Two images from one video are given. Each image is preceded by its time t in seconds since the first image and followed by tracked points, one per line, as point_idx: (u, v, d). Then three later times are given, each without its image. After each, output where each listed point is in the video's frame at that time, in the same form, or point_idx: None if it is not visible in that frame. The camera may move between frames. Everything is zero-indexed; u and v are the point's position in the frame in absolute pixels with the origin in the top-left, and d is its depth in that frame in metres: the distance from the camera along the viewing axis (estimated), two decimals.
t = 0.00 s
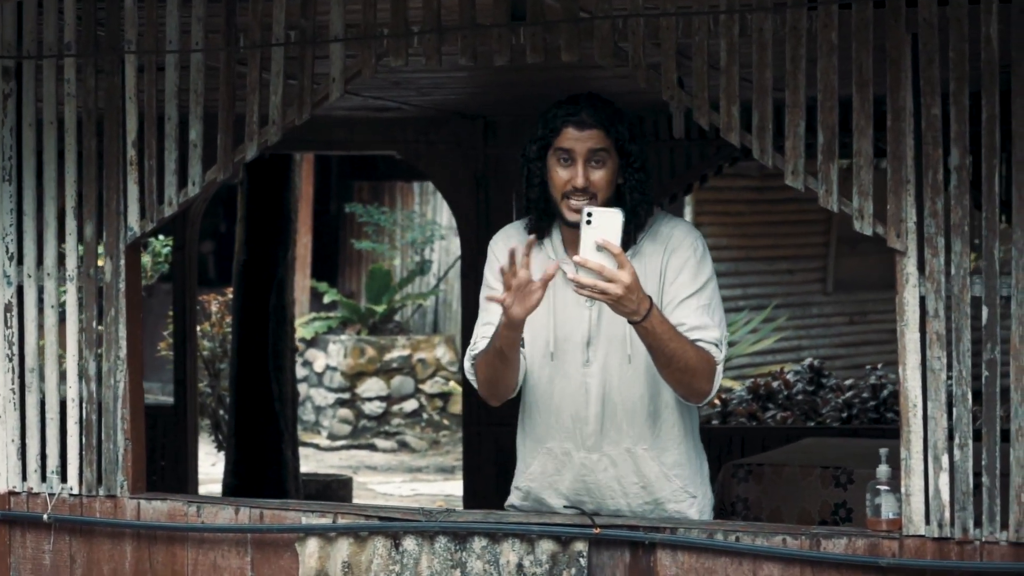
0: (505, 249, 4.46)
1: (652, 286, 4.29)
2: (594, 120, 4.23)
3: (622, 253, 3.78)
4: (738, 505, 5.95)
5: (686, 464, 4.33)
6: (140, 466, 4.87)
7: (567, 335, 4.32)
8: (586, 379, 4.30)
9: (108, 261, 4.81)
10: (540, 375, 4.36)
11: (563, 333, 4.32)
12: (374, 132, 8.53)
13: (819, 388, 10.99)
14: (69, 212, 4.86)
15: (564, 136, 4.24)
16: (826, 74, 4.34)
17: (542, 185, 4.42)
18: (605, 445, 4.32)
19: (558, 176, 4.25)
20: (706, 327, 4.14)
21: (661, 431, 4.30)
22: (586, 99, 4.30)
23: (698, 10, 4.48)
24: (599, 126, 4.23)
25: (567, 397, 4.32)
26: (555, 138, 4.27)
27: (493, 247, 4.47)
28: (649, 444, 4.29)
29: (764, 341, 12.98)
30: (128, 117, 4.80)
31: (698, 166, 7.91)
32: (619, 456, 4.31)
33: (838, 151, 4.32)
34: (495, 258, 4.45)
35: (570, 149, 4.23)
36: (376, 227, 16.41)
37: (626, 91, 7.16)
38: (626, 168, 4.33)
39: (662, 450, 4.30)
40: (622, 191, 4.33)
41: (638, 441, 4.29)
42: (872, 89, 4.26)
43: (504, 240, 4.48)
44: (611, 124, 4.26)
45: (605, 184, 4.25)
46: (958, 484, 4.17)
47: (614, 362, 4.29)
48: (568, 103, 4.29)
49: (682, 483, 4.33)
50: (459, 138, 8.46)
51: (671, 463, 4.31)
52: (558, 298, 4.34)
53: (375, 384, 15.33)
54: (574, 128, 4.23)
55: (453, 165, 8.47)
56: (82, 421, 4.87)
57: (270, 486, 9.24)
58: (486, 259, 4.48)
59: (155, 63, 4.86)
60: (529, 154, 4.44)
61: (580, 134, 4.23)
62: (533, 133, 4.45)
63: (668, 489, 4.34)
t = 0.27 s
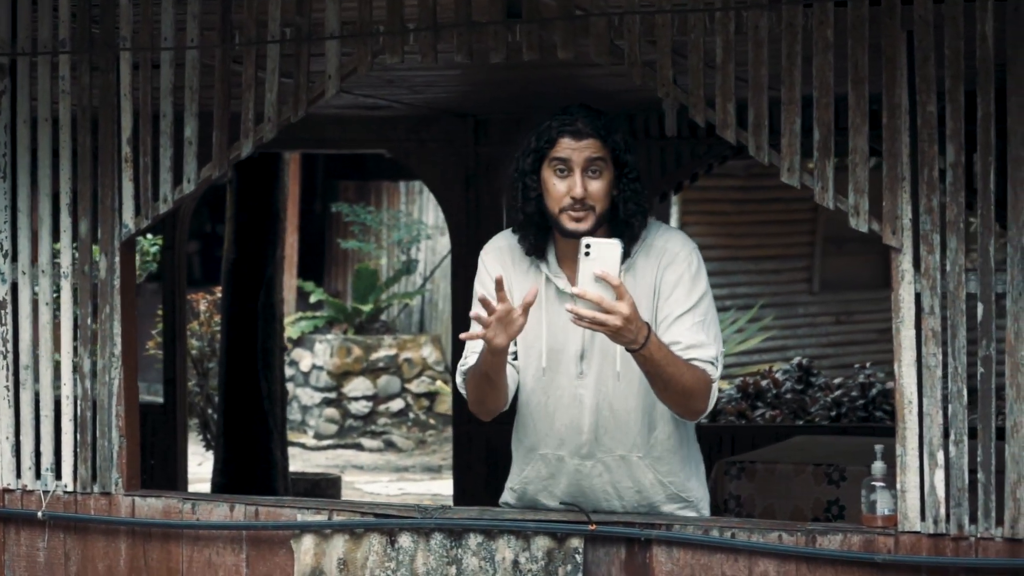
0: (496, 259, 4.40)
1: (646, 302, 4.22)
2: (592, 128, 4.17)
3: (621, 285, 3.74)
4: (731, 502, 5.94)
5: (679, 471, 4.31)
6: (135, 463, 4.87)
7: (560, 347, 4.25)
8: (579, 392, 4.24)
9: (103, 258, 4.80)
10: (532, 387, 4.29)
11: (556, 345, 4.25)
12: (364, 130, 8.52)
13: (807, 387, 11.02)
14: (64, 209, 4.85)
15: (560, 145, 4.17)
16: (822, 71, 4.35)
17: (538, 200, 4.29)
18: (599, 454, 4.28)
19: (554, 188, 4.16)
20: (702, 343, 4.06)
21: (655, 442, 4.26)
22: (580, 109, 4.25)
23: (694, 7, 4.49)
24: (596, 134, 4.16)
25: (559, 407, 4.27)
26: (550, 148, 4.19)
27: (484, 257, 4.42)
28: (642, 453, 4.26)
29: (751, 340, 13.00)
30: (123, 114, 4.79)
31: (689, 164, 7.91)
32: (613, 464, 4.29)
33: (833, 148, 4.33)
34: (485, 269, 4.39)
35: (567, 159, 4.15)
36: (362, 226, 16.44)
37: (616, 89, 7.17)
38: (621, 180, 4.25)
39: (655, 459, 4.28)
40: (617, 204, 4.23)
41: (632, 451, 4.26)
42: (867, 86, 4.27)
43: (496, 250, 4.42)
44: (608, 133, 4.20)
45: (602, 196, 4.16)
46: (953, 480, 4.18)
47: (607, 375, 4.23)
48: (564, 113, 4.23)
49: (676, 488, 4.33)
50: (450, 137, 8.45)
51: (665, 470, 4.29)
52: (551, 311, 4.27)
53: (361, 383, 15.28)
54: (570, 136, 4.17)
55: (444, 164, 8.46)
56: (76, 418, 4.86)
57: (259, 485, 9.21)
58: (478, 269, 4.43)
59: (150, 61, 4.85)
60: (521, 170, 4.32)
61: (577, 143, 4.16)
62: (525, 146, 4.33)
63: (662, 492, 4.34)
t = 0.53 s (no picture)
0: (488, 266, 4.19)
1: (639, 309, 4.09)
2: (584, 137, 4.02)
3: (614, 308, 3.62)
4: (721, 499, 5.93)
5: (672, 473, 4.22)
6: (127, 461, 4.87)
7: (553, 353, 4.14)
8: (572, 397, 4.14)
9: (96, 256, 4.80)
10: (525, 392, 4.19)
11: (549, 351, 4.14)
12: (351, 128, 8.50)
13: (794, 384, 11.05)
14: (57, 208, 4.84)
15: (550, 154, 4.01)
16: (815, 69, 4.36)
17: (529, 209, 4.11)
18: (592, 457, 4.20)
19: (545, 199, 4.01)
20: (696, 353, 3.94)
21: (649, 447, 4.15)
22: (572, 116, 4.08)
23: (686, 5, 4.50)
24: (586, 143, 4.01)
25: (551, 416, 4.16)
26: (540, 158, 4.03)
27: (475, 263, 4.21)
28: (634, 459, 4.17)
29: (737, 339, 13.02)
30: (116, 112, 4.79)
31: (676, 163, 7.93)
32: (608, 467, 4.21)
33: (826, 146, 4.34)
34: (478, 277, 4.18)
35: (558, 169, 4.00)
36: (346, 226, 16.48)
37: (605, 87, 7.18)
38: (614, 187, 4.09)
39: (648, 464, 4.18)
40: (608, 213, 4.09)
41: (624, 456, 4.17)
42: (860, 85, 4.28)
43: (488, 256, 4.21)
44: (600, 141, 4.03)
45: (595, 206, 4.01)
46: (945, 476, 4.20)
47: (600, 380, 4.12)
48: (554, 121, 4.06)
49: (670, 490, 4.25)
50: (438, 136, 8.44)
51: (658, 473, 4.20)
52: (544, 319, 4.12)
53: (345, 383, 15.23)
54: (561, 146, 4.01)
55: (432, 163, 8.46)
56: (69, 416, 4.86)
57: (246, 484, 9.20)
58: (469, 276, 4.21)
59: (142, 59, 4.84)
60: (511, 177, 4.15)
61: (568, 153, 4.00)
62: (515, 154, 4.16)
63: (655, 494, 4.26)
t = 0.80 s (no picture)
0: (479, 266, 4.19)
1: (632, 313, 4.10)
2: (576, 143, 4.01)
3: (602, 339, 3.67)
4: (709, 497, 5.94)
5: (663, 474, 4.23)
6: (118, 459, 4.88)
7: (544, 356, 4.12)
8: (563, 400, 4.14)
9: (86, 255, 4.79)
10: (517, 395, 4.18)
11: (539, 354, 4.12)
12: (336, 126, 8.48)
13: (778, 383, 11.08)
14: (47, 206, 4.84)
15: (541, 159, 4.01)
16: (804, 68, 4.38)
17: (523, 214, 4.10)
18: (583, 458, 4.22)
19: (537, 204, 4.00)
20: (691, 360, 3.99)
21: (639, 450, 4.16)
22: (563, 121, 4.08)
23: (676, 5, 4.52)
24: (578, 148, 4.00)
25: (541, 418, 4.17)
26: (532, 163, 4.02)
27: (467, 263, 4.21)
28: (624, 461, 4.18)
29: (721, 338, 13.03)
30: (106, 111, 4.78)
31: (663, 162, 7.94)
32: (599, 468, 4.23)
33: (815, 145, 4.36)
34: (468, 277, 4.19)
35: (549, 174, 3.99)
36: (330, 226, 16.49)
37: (592, 86, 7.19)
38: (606, 191, 4.08)
39: (637, 466, 4.20)
40: (602, 217, 4.06)
41: (616, 458, 4.19)
42: (849, 83, 4.31)
43: (481, 257, 4.20)
44: (591, 146, 4.02)
45: (587, 211, 4.00)
46: (935, 473, 4.22)
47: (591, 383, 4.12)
48: (545, 126, 4.06)
49: (661, 492, 4.25)
50: (424, 135, 8.44)
51: (649, 475, 4.22)
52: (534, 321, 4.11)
53: (329, 382, 15.19)
54: (552, 151, 4.00)
55: (419, 162, 8.46)
56: (60, 415, 4.87)
57: (232, 483, 9.19)
58: (460, 275, 4.21)
59: (132, 58, 4.84)
60: (504, 181, 4.13)
61: (559, 159, 4.00)
62: (507, 159, 4.15)
63: (646, 496, 4.28)
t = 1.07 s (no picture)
0: (469, 261, 4.19)
1: (622, 310, 4.10)
2: (562, 138, 4.01)
3: (587, 356, 3.71)
4: (695, 493, 5.97)
5: (650, 470, 4.26)
6: (105, 454, 4.88)
7: (532, 351, 4.12)
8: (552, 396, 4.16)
9: (73, 250, 4.79)
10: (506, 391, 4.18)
11: (527, 349, 4.13)
12: (322, 123, 8.48)
13: (763, 381, 11.09)
14: (33, 202, 4.83)
15: (528, 156, 4.01)
16: (792, 64, 4.40)
17: (511, 208, 4.11)
18: (571, 454, 4.23)
19: (524, 200, 4.02)
20: (682, 357, 4.02)
21: (628, 446, 4.18)
22: (551, 117, 4.08)
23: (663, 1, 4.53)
24: (564, 144, 4.00)
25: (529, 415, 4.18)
26: (520, 158, 4.03)
27: (457, 258, 4.21)
28: (613, 458, 4.21)
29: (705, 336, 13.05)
30: (93, 107, 4.77)
31: (649, 159, 7.95)
32: (588, 464, 4.24)
33: (803, 141, 4.37)
34: (457, 272, 4.19)
35: (536, 170, 4.00)
36: (314, 224, 16.47)
37: (578, 82, 7.19)
38: (594, 187, 4.08)
39: (625, 462, 4.22)
40: (590, 213, 4.06)
41: (604, 454, 4.21)
42: (836, 80, 4.32)
43: (471, 251, 4.20)
44: (578, 142, 4.02)
45: (574, 207, 4.01)
46: (922, 467, 4.24)
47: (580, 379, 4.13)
48: (532, 122, 4.06)
49: (648, 488, 4.28)
50: (410, 133, 8.44)
51: (637, 471, 4.24)
52: (522, 316, 4.12)
53: (312, 381, 15.17)
54: (537, 148, 4.00)
55: (404, 159, 8.46)
56: (47, 410, 4.86)
57: (217, 480, 9.18)
58: (450, 270, 4.22)
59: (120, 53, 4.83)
60: (493, 176, 4.14)
61: (546, 155, 4.00)
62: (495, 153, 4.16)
63: (633, 491, 4.30)
